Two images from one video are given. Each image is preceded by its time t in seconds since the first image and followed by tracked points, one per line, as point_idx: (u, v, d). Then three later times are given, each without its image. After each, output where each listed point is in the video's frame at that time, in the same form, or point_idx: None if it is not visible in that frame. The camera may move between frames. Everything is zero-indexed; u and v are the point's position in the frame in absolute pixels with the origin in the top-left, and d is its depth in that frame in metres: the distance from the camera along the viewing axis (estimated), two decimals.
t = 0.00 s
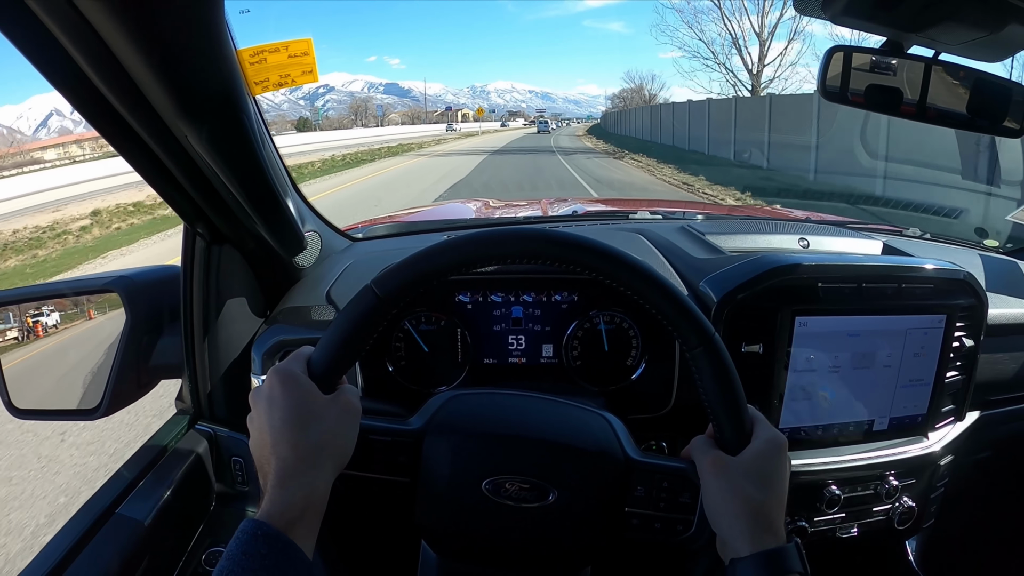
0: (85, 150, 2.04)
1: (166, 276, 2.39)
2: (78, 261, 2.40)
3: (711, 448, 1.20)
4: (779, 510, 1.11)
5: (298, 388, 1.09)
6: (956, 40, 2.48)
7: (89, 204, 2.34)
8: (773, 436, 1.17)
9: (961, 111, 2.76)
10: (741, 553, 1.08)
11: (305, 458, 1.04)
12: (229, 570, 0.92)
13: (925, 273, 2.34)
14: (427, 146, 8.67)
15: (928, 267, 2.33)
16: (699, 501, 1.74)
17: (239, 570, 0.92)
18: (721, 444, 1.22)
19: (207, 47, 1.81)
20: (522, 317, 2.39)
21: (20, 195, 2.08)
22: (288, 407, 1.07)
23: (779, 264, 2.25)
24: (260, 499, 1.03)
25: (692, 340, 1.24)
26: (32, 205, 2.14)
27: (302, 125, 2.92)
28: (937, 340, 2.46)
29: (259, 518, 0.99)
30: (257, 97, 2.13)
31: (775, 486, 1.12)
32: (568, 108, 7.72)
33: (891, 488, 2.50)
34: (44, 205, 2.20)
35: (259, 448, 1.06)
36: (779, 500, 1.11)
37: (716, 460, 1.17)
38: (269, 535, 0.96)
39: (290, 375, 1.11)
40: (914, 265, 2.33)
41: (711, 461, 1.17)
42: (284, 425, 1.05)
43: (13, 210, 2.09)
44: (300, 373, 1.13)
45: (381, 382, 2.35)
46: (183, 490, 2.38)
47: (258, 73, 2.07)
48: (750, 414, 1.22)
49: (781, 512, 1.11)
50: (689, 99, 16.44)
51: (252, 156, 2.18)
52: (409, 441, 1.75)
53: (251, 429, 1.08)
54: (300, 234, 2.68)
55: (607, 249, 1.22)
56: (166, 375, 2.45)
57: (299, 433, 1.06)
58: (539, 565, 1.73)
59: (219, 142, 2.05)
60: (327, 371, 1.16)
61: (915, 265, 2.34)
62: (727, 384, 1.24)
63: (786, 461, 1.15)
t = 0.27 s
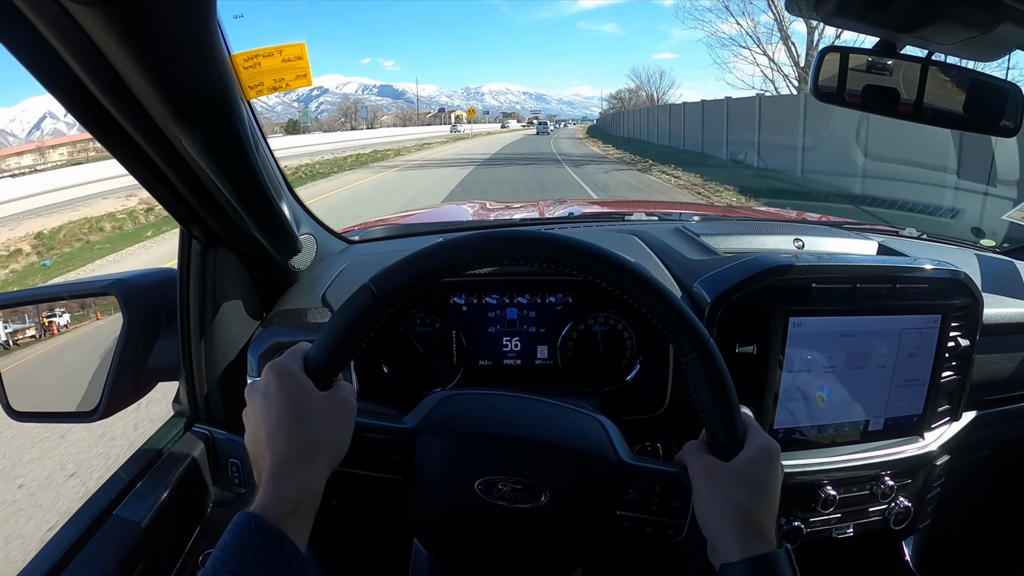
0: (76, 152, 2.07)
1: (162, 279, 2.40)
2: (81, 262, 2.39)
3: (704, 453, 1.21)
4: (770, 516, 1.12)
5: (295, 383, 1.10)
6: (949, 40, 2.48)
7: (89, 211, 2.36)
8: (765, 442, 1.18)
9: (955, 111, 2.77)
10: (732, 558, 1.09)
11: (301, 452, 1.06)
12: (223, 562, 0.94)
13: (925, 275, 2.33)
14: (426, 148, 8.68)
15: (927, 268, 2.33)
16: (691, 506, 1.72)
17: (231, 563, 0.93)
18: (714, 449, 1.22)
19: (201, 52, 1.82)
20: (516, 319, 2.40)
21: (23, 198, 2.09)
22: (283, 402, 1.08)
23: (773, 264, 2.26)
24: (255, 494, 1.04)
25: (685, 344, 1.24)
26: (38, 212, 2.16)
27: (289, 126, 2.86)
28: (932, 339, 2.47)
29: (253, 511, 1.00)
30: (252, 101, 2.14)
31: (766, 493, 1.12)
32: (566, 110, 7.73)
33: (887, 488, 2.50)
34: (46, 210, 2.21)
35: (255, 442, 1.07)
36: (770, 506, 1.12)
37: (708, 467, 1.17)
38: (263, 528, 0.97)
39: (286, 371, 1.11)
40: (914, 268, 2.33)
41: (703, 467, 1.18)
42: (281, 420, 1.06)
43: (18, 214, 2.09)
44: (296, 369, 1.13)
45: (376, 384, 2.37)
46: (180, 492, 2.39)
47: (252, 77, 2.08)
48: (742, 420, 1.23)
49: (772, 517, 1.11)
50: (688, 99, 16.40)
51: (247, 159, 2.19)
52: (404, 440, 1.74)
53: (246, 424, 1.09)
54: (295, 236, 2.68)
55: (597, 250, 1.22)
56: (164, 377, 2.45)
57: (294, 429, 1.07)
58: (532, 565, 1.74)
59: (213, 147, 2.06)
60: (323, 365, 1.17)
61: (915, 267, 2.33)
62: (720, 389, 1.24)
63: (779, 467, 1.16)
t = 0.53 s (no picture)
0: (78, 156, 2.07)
1: (160, 278, 2.39)
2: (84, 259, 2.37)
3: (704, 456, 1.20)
4: (769, 522, 1.10)
5: (294, 377, 1.09)
6: (948, 34, 2.47)
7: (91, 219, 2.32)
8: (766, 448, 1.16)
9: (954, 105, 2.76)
10: (729, 563, 1.08)
11: (298, 446, 1.05)
12: (218, 555, 0.92)
13: (927, 269, 2.33)
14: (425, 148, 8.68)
15: (930, 263, 2.33)
16: (691, 509, 1.69)
17: (226, 554, 0.92)
18: (714, 453, 1.21)
19: (197, 53, 1.81)
20: (515, 317, 2.39)
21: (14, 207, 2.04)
22: (281, 397, 1.07)
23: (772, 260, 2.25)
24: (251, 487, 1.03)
25: (689, 347, 1.23)
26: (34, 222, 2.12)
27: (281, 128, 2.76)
28: (932, 335, 2.46)
29: (250, 503, 0.99)
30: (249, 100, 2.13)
31: (766, 498, 1.11)
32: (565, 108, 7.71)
33: (888, 485, 2.49)
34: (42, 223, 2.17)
35: (252, 433, 1.07)
36: (769, 512, 1.11)
37: (707, 471, 1.16)
38: (260, 521, 0.96)
39: (284, 363, 1.11)
40: (915, 263, 2.33)
41: (702, 471, 1.17)
42: (277, 413, 1.06)
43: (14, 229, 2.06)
44: (296, 361, 1.13)
45: (374, 383, 2.35)
46: (178, 493, 2.38)
47: (248, 75, 2.08)
48: (744, 424, 1.21)
49: (771, 524, 1.10)
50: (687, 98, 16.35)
51: (244, 159, 2.18)
52: (403, 435, 1.73)
53: (246, 415, 1.08)
54: (292, 236, 2.67)
55: (597, 247, 1.21)
56: (163, 377, 2.46)
57: (293, 421, 1.06)
58: (531, 565, 1.73)
59: (210, 146, 2.05)
60: (322, 358, 1.16)
61: (916, 262, 2.33)
62: (722, 391, 1.23)
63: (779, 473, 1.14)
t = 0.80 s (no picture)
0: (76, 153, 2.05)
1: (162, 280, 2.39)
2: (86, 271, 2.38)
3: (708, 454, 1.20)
4: (773, 520, 1.11)
5: (298, 374, 1.09)
6: (949, 29, 2.47)
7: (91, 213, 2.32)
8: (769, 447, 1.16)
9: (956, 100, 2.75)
10: (734, 561, 1.09)
11: (302, 446, 1.05)
12: (222, 553, 0.92)
13: (932, 264, 2.34)
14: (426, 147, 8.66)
15: (935, 259, 2.34)
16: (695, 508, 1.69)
17: (230, 552, 0.92)
18: (718, 451, 1.21)
19: (198, 54, 1.81)
20: (518, 316, 2.39)
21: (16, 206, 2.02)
22: (287, 395, 1.07)
23: (772, 258, 2.25)
24: (255, 485, 1.03)
25: (693, 345, 1.22)
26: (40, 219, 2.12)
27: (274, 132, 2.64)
28: (936, 331, 2.46)
29: (253, 503, 1.00)
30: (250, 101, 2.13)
31: (770, 497, 1.11)
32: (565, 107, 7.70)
33: (893, 481, 2.49)
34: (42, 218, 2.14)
35: (256, 432, 1.07)
36: (773, 511, 1.11)
37: (711, 469, 1.17)
38: (264, 519, 0.96)
39: (289, 361, 1.11)
40: (914, 258, 2.33)
41: (706, 470, 1.18)
42: (282, 411, 1.05)
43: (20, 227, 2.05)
44: (300, 359, 1.13)
45: (377, 382, 2.36)
46: (182, 494, 2.39)
47: (249, 76, 2.08)
48: (750, 423, 1.21)
49: (775, 522, 1.11)
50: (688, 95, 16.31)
51: (245, 161, 2.17)
52: (408, 433, 1.73)
53: (247, 414, 1.08)
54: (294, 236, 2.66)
55: (599, 245, 1.21)
56: (165, 379, 2.47)
57: (296, 419, 1.06)
58: (536, 563, 1.73)
59: (212, 148, 2.05)
60: (327, 358, 1.16)
61: (920, 258, 2.34)
62: (725, 387, 1.23)
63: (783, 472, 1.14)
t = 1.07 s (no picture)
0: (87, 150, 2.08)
1: (176, 278, 2.40)
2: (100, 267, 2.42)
3: (728, 452, 1.21)
4: (795, 517, 1.12)
5: (322, 376, 1.10)
6: (962, 37, 2.49)
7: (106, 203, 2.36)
8: (789, 445, 1.17)
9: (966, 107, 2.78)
10: (756, 557, 1.10)
11: (327, 447, 1.06)
12: (249, 557, 0.92)
13: (934, 268, 2.36)
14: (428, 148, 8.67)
15: (936, 261, 2.35)
16: (718, 507, 1.69)
17: (258, 555, 0.92)
18: (738, 449, 1.22)
19: (224, 50, 1.83)
20: (534, 317, 2.41)
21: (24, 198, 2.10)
22: (311, 396, 1.08)
23: (788, 261, 2.27)
24: (280, 487, 1.04)
25: (716, 345, 1.24)
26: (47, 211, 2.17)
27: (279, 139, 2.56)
28: (946, 334, 2.48)
29: (278, 506, 1.00)
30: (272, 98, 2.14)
31: (792, 495, 1.13)
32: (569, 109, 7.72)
33: (902, 483, 2.51)
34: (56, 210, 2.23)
35: (279, 435, 1.08)
36: (795, 508, 1.12)
37: (732, 467, 1.18)
38: (289, 522, 0.97)
39: (313, 363, 1.12)
40: (921, 260, 2.36)
41: (727, 468, 1.19)
42: (307, 411, 1.07)
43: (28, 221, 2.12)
44: (324, 361, 1.14)
45: (394, 382, 2.37)
46: (196, 493, 2.39)
47: (272, 73, 2.10)
48: (770, 422, 1.22)
49: (797, 519, 1.12)
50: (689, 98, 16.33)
51: (264, 159, 2.19)
52: (431, 435, 1.75)
53: (270, 417, 1.09)
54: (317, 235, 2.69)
55: (629, 248, 1.22)
56: (178, 379, 2.46)
57: (321, 421, 1.07)
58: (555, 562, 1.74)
59: (236, 144, 2.07)
60: (350, 359, 1.16)
61: (922, 260, 2.36)
62: (747, 386, 1.24)
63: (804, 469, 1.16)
